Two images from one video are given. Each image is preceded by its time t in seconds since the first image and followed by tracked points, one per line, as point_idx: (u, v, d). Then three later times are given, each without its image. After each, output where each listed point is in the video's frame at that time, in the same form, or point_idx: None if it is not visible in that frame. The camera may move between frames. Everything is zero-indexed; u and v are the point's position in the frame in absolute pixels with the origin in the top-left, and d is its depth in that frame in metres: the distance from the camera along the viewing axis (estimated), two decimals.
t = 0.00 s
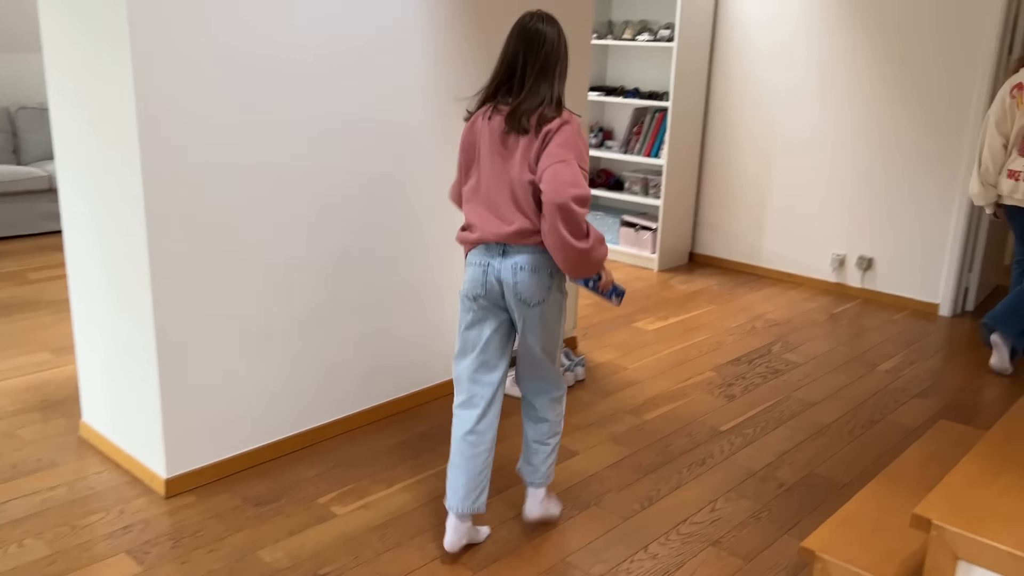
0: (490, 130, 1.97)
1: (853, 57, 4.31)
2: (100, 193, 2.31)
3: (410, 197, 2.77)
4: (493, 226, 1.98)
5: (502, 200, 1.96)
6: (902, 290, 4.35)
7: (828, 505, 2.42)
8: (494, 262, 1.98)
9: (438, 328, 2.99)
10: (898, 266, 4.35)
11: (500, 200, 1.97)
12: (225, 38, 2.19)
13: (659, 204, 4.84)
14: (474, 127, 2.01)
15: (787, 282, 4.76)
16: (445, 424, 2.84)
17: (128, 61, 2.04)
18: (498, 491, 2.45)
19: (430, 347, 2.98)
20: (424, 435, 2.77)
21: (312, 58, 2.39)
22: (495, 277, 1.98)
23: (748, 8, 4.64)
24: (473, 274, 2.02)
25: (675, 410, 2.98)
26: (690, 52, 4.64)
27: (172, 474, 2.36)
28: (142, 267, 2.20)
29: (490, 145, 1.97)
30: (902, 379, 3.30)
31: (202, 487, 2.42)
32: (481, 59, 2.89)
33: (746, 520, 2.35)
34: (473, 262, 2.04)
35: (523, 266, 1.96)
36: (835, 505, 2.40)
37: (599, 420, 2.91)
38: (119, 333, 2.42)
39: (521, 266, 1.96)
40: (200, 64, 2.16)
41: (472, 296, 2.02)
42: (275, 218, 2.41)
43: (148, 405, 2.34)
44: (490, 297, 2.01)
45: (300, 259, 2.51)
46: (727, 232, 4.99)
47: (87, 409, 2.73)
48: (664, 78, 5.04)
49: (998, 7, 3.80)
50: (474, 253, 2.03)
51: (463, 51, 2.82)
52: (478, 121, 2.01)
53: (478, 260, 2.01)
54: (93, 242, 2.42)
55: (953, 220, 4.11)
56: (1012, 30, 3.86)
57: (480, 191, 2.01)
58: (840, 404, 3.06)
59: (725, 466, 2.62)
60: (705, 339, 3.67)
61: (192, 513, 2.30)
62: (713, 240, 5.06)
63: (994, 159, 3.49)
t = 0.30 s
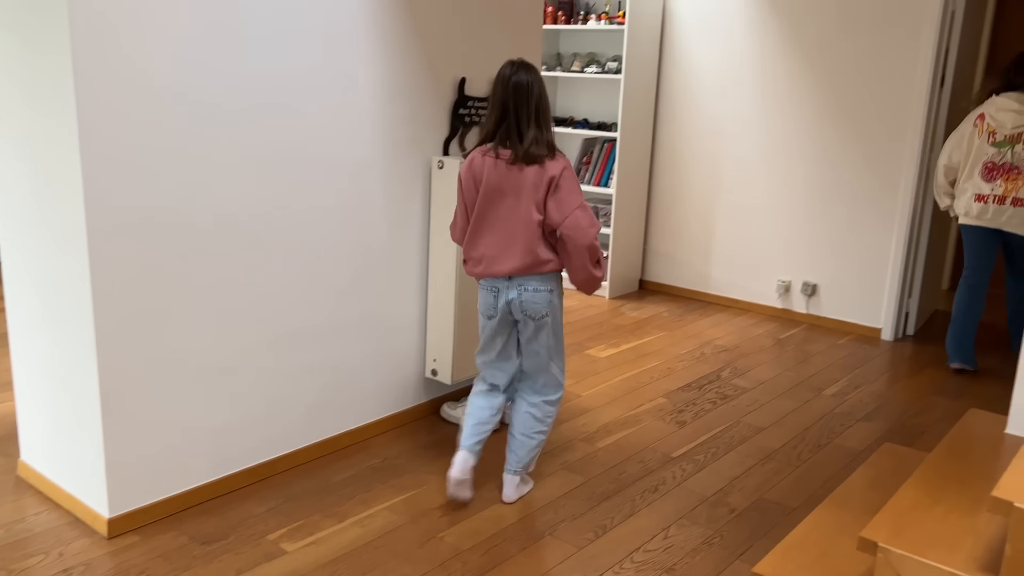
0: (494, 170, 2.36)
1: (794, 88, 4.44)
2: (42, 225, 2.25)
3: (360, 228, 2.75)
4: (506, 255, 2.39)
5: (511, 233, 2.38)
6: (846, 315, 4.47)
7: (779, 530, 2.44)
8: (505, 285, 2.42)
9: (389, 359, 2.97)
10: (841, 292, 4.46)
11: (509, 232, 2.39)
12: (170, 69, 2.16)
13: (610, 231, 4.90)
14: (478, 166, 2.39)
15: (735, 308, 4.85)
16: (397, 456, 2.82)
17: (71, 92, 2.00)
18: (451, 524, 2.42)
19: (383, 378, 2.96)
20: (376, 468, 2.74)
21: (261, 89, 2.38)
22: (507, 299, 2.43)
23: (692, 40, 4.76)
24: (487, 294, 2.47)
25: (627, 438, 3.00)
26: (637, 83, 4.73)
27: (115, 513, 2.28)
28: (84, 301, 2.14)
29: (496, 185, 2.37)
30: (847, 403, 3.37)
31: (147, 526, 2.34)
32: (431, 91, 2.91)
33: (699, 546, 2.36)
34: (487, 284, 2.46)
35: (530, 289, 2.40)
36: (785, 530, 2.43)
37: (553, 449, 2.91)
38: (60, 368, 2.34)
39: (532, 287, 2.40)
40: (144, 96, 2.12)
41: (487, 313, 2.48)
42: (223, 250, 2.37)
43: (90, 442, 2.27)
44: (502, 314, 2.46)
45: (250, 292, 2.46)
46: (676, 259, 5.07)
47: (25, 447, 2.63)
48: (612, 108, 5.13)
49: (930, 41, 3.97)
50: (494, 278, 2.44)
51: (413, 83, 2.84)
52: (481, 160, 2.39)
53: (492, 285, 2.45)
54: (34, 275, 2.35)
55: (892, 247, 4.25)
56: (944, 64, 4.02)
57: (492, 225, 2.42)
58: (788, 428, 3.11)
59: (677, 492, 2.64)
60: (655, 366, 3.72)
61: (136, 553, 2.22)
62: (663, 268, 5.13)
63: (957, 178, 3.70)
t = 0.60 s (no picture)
0: (481, 169, 2.61)
1: (746, 107, 4.53)
2: None
3: (316, 246, 2.73)
4: (497, 245, 2.64)
5: (503, 226, 2.65)
6: (800, 329, 4.55)
7: (738, 543, 2.47)
8: (499, 276, 2.68)
9: (347, 377, 2.94)
10: (795, 306, 4.54)
11: (500, 225, 2.66)
12: (122, 86, 2.13)
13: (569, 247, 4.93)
14: (462, 166, 2.62)
15: (692, 322, 4.91)
16: (356, 476, 2.79)
17: (18, 109, 1.96)
18: (411, 543, 2.40)
19: (341, 397, 2.93)
20: (334, 488, 2.70)
21: (216, 107, 2.35)
22: (503, 287, 2.69)
23: (648, 59, 4.83)
24: (480, 285, 2.70)
25: (587, 454, 3.01)
26: (594, 101, 4.78)
27: (63, 539, 2.21)
28: (31, 321, 2.08)
29: (484, 183, 2.61)
30: (802, 416, 3.43)
31: (96, 552, 2.27)
32: (389, 109, 2.90)
33: (659, 560, 2.37)
34: (476, 274, 2.69)
35: (523, 279, 2.69)
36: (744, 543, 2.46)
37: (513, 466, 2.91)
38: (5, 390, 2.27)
39: (521, 274, 2.69)
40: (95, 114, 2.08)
41: (478, 301, 2.73)
42: (176, 270, 2.33)
43: (37, 465, 2.20)
44: (494, 301, 2.72)
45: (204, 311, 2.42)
46: (633, 275, 5.11)
47: None
48: (570, 126, 5.17)
49: (877, 62, 4.09)
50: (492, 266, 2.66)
51: (370, 101, 2.83)
52: (465, 160, 2.62)
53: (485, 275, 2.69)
54: None
55: (844, 262, 4.34)
56: (891, 83, 4.15)
57: (479, 219, 2.66)
58: (744, 442, 3.15)
59: (636, 507, 2.65)
60: (614, 381, 3.74)
61: None
62: (621, 283, 5.17)
63: (927, 184, 4.38)
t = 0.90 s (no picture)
0: (489, 174, 2.73)
1: (711, 118, 4.59)
2: None
3: (285, 257, 2.71)
4: (508, 248, 2.77)
5: (511, 226, 2.79)
6: (766, 338, 4.60)
7: (707, 551, 2.49)
8: (508, 276, 2.80)
9: (316, 390, 2.92)
10: (761, 315, 4.60)
11: (509, 228, 2.79)
12: (87, 96, 2.10)
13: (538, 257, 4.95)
14: (471, 172, 2.71)
15: (660, 332, 4.94)
16: (324, 489, 2.76)
17: None
18: (380, 557, 2.38)
19: (309, 410, 2.91)
20: (302, 502, 2.67)
21: (183, 116, 2.33)
22: (510, 288, 2.81)
23: (616, 70, 4.87)
24: (491, 289, 2.78)
25: (557, 465, 3.01)
26: (563, 112, 4.82)
27: (23, 557, 2.15)
28: None
29: (495, 188, 2.73)
30: (769, 424, 3.47)
31: (57, 570, 2.22)
32: (357, 120, 2.89)
33: (630, 568, 2.38)
34: (486, 277, 2.77)
35: (522, 275, 2.84)
36: (713, 551, 2.48)
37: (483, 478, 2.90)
38: None
39: (525, 275, 2.85)
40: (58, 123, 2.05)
41: (486, 305, 2.81)
42: (141, 281, 2.29)
43: None
44: (501, 302, 2.83)
45: (170, 323, 2.39)
46: (602, 285, 5.14)
47: None
48: (539, 137, 5.19)
49: (839, 75, 4.18)
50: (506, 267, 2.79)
51: (339, 113, 2.82)
52: (472, 166, 2.71)
53: (496, 276, 2.79)
54: None
55: (809, 271, 4.41)
56: (852, 96, 4.24)
57: (489, 223, 2.75)
58: (712, 451, 3.18)
59: (606, 517, 2.66)
60: (584, 391, 3.75)
61: None
62: (590, 293, 5.19)
63: (892, 192, 4.59)
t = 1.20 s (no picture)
0: (488, 174, 2.81)
1: (690, 124, 4.62)
2: None
3: (265, 264, 2.69)
4: (508, 244, 2.88)
5: (508, 224, 2.89)
6: (746, 344, 4.63)
7: (688, 555, 2.50)
8: (508, 273, 2.91)
9: (296, 397, 2.90)
10: (740, 320, 4.64)
11: (507, 226, 2.89)
12: (64, 101, 2.08)
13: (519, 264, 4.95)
14: (473, 171, 2.78)
15: (641, 338, 4.97)
16: (305, 497, 2.74)
17: None
18: (362, 565, 2.37)
19: (290, 418, 2.89)
20: (282, 510, 2.65)
21: (161, 123, 2.31)
22: (506, 284, 2.92)
23: (596, 77, 4.89)
24: (491, 285, 2.88)
25: (538, 471, 3.02)
26: (543, 118, 4.83)
27: None
28: None
29: (494, 186, 2.83)
30: (748, 429, 3.49)
31: None
32: (338, 127, 2.88)
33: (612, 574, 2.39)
34: (488, 273, 2.87)
35: (515, 271, 2.95)
36: (694, 556, 2.49)
37: (464, 484, 2.90)
38: None
39: (519, 271, 2.98)
40: (34, 128, 2.03)
41: (485, 299, 2.90)
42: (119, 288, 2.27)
43: None
44: (497, 297, 2.93)
45: (148, 330, 2.37)
46: (583, 291, 5.15)
47: None
48: (519, 143, 5.20)
49: (817, 82, 4.22)
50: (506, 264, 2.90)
51: (319, 119, 2.81)
52: (473, 167, 2.78)
53: (496, 273, 2.88)
54: None
55: (787, 277, 4.45)
56: (829, 103, 4.29)
57: (489, 221, 2.83)
58: (693, 455, 3.20)
59: (588, 523, 2.66)
60: (566, 397, 3.76)
61: None
62: (571, 299, 5.21)
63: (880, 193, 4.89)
